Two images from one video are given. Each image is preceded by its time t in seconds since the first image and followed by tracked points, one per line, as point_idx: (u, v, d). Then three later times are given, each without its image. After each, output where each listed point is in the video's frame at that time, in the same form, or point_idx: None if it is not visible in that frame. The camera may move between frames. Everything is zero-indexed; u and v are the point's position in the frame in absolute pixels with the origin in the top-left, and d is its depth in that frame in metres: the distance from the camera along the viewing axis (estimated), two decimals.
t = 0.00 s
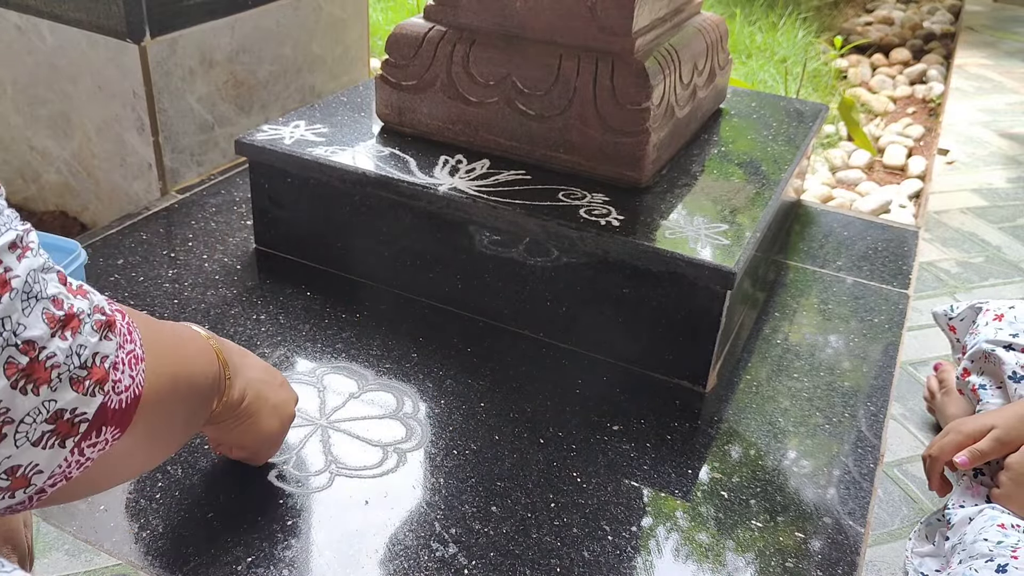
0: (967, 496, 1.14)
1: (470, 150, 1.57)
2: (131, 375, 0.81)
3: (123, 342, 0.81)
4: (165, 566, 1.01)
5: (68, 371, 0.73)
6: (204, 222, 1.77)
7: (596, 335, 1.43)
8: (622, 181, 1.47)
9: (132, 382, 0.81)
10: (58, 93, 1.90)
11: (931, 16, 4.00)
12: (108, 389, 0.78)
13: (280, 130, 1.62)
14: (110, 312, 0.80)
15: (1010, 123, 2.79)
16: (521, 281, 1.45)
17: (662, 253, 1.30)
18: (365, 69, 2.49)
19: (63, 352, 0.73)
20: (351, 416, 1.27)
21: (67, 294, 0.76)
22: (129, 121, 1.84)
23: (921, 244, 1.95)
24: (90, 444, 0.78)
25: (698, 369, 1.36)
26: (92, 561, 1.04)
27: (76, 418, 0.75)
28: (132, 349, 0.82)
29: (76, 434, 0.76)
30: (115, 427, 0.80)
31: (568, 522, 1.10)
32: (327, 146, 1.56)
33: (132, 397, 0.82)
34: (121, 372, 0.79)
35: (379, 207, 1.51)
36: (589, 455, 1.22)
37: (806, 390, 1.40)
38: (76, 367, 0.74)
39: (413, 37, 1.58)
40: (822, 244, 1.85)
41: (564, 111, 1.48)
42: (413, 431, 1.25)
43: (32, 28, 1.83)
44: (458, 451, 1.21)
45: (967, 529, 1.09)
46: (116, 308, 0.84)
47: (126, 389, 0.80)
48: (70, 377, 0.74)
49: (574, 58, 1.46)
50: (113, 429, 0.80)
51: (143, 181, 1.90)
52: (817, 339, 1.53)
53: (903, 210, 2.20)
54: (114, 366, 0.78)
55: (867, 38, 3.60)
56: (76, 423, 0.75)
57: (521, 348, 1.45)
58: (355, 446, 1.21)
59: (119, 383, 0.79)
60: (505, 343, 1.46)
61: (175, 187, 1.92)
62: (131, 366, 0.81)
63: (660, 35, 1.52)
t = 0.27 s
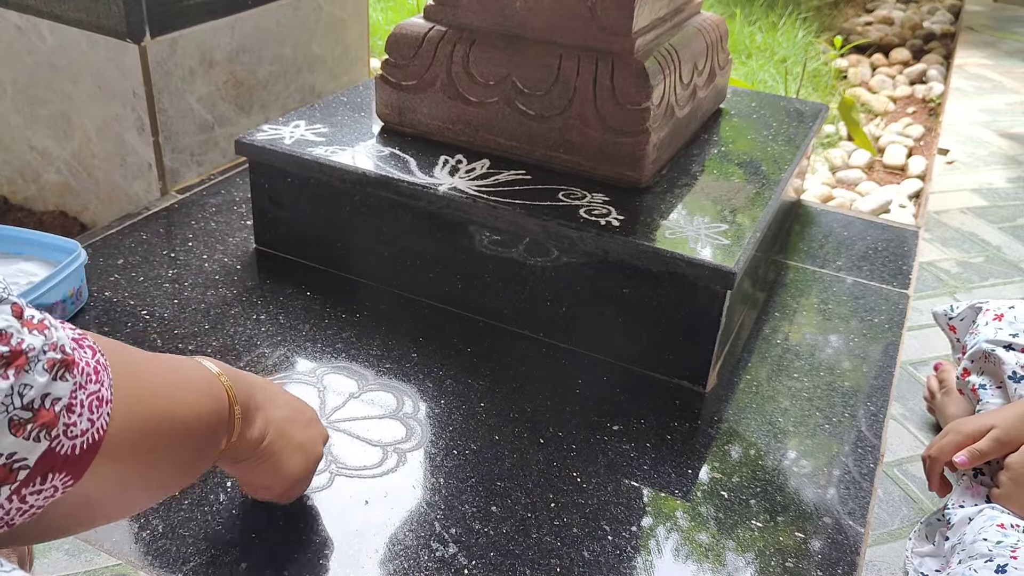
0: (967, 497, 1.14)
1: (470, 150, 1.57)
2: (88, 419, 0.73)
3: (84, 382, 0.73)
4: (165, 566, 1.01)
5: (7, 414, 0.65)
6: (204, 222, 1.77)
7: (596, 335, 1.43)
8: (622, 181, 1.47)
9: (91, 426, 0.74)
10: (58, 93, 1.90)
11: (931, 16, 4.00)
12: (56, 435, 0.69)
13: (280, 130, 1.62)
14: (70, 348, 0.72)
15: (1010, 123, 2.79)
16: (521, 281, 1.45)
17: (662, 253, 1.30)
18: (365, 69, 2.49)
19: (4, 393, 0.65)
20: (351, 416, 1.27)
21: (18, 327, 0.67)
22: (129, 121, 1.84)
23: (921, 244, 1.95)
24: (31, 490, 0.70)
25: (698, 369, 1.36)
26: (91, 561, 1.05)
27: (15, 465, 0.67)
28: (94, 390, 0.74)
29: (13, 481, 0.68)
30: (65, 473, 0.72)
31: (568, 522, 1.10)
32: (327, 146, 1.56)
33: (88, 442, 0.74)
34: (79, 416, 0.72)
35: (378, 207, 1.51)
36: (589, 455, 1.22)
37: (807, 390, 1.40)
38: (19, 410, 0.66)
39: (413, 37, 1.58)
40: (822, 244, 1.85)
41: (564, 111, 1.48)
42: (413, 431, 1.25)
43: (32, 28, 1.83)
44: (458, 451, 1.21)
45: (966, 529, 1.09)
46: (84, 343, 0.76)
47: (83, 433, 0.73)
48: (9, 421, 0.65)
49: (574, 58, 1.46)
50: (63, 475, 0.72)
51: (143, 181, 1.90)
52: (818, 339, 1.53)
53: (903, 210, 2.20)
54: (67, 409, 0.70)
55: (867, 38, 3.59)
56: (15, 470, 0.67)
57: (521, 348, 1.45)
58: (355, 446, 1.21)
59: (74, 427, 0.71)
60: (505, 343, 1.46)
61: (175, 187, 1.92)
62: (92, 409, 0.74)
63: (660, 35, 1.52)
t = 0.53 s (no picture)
0: (967, 497, 1.15)
1: (470, 150, 1.57)
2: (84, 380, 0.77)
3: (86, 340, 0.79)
4: (165, 565, 1.01)
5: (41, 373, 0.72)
6: (204, 222, 1.77)
7: (596, 335, 1.43)
8: (622, 181, 1.47)
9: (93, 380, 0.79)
10: (58, 93, 1.90)
11: (931, 16, 4.00)
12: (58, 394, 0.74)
13: (280, 130, 1.62)
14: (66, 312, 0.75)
15: (1010, 123, 2.79)
16: (522, 281, 1.45)
17: (661, 253, 1.30)
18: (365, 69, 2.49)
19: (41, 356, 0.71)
20: (351, 416, 1.27)
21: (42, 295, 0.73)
22: (129, 121, 1.84)
23: (922, 244, 1.95)
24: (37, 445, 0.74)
25: (698, 369, 1.36)
26: (92, 561, 1.02)
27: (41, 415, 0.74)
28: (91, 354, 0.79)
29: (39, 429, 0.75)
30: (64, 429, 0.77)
31: (568, 522, 1.10)
32: (327, 146, 1.56)
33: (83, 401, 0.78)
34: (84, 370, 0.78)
35: (379, 207, 1.51)
36: (589, 455, 1.22)
37: (806, 390, 1.40)
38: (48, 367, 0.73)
39: (413, 37, 1.58)
40: (822, 244, 1.85)
41: (564, 110, 1.48)
42: (413, 430, 1.25)
43: (32, 28, 1.83)
44: (458, 451, 1.21)
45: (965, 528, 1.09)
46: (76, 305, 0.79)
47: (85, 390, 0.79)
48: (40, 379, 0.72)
49: (574, 58, 1.46)
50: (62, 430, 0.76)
51: (143, 181, 1.90)
52: (818, 338, 1.53)
53: (903, 210, 2.20)
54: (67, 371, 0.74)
55: (866, 38, 3.59)
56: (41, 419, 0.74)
57: (521, 348, 1.45)
58: (355, 446, 1.21)
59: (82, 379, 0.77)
60: (505, 343, 1.46)
61: (175, 187, 1.92)
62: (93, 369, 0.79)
63: (660, 35, 1.52)
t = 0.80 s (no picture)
0: (968, 497, 1.15)
1: (470, 150, 1.57)
2: (95, 399, 0.76)
3: (93, 363, 0.76)
4: (165, 565, 1.01)
5: (26, 398, 0.68)
6: (204, 222, 1.77)
7: (596, 335, 1.43)
8: (622, 181, 1.47)
9: (99, 405, 0.77)
10: (58, 93, 1.90)
11: (931, 16, 4.00)
12: (67, 413, 0.73)
13: (280, 130, 1.62)
14: (77, 330, 0.74)
15: (1010, 123, 2.79)
16: (522, 281, 1.45)
17: (661, 253, 1.30)
18: (365, 69, 2.49)
19: (23, 377, 0.68)
20: (351, 416, 1.27)
21: (35, 314, 0.69)
22: (129, 121, 1.84)
23: (921, 244, 1.95)
24: (46, 466, 0.73)
25: (698, 369, 1.36)
26: (91, 561, 1.04)
27: (32, 443, 0.71)
28: (101, 371, 0.77)
29: (31, 458, 0.71)
30: (76, 449, 0.76)
31: (568, 522, 1.10)
32: (327, 146, 1.56)
33: (97, 420, 0.77)
34: (88, 396, 0.75)
35: (378, 206, 1.51)
36: (589, 455, 1.22)
37: (806, 390, 1.40)
38: (36, 392, 0.69)
39: (413, 37, 1.58)
40: (822, 244, 1.85)
41: (564, 110, 1.48)
42: (414, 430, 1.25)
43: (32, 28, 1.83)
44: (458, 451, 1.21)
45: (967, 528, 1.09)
46: (89, 324, 0.78)
47: (91, 412, 0.76)
48: (29, 402, 0.69)
49: (574, 57, 1.46)
50: (74, 451, 0.75)
51: (143, 181, 1.90)
52: (818, 338, 1.53)
53: (903, 210, 2.20)
54: (77, 390, 0.73)
55: (866, 38, 3.59)
56: (32, 447, 0.71)
57: (521, 348, 1.45)
58: (355, 446, 1.21)
59: (84, 406, 0.75)
60: (505, 343, 1.46)
61: (175, 187, 1.92)
62: (100, 390, 0.77)
63: (660, 35, 1.52)
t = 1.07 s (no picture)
0: (968, 497, 1.15)
1: (470, 150, 1.57)
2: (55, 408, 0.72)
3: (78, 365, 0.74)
4: (166, 565, 1.01)
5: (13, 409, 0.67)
6: (204, 222, 1.77)
7: (596, 335, 1.43)
8: (622, 181, 1.47)
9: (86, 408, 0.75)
10: (58, 93, 1.90)
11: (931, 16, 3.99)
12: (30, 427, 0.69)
13: (280, 130, 1.62)
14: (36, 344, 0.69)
15: (1010, 123, 2.79)
16: (522, 281, 1.45)
17: (661, 253, 1.30)
18: (365, 69, 2.49)
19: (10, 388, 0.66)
20: (351, 415, 1.27)
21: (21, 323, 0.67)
22: (130, 121, 1.84)
23: (922, 244, 1.94)
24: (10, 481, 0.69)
25: (698, 369, 1.36)
26: (91, 560, 1.02)
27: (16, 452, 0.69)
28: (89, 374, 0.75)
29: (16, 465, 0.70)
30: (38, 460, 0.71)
31: (568, 521, 1.10)
32: (327, 146, 1.56)
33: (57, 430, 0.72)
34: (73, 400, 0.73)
35: (378, 206, 1.51)
36: (589, 455, 1.22)
37: (806, 390, 1.40)
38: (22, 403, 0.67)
39: (413, 37, 1.58)
40: (822, 244, 1.85)
41: (564, 110, 1.48)
42: (414, 430, 1.25)
43: (32, 28, 1.83)
44: (458, 451, 1.21)
45: (967, 528, 1.09)
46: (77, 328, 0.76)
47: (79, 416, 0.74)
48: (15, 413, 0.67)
49: (574, 57, 1.46)
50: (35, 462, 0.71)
51: (143, 181, 1.90)
52: (818, 338, 1.53)
53: (903, 210, 2.20)
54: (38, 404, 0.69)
55: (866, 38, 3.59)
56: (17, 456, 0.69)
57: (521, 348, 1.45)
58: (355, 446, 1.21)
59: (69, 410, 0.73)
60: (505, 342, 1.46)
61: (176, 187, 1.92)
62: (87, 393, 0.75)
63: (660, 35, 1.51)
